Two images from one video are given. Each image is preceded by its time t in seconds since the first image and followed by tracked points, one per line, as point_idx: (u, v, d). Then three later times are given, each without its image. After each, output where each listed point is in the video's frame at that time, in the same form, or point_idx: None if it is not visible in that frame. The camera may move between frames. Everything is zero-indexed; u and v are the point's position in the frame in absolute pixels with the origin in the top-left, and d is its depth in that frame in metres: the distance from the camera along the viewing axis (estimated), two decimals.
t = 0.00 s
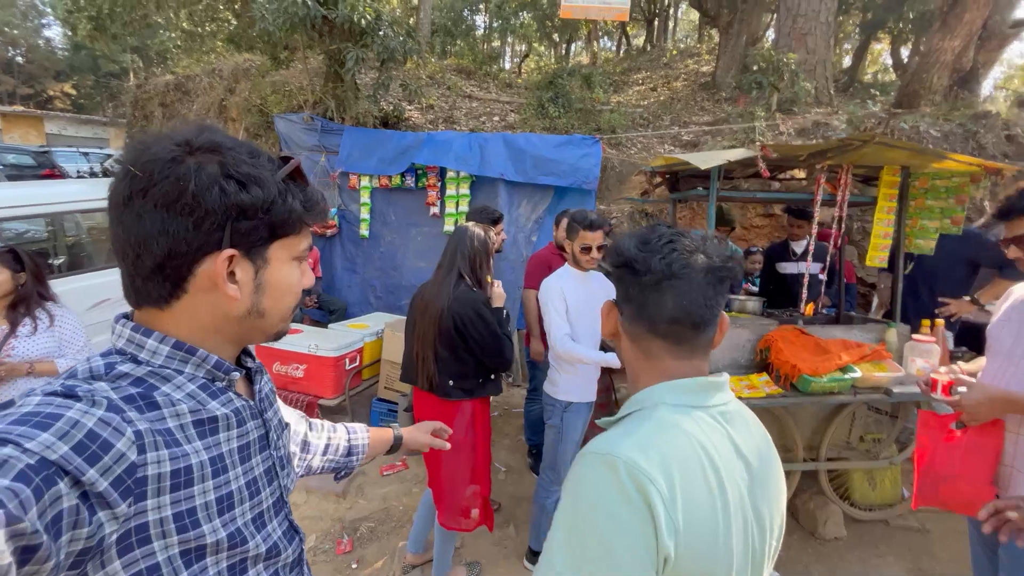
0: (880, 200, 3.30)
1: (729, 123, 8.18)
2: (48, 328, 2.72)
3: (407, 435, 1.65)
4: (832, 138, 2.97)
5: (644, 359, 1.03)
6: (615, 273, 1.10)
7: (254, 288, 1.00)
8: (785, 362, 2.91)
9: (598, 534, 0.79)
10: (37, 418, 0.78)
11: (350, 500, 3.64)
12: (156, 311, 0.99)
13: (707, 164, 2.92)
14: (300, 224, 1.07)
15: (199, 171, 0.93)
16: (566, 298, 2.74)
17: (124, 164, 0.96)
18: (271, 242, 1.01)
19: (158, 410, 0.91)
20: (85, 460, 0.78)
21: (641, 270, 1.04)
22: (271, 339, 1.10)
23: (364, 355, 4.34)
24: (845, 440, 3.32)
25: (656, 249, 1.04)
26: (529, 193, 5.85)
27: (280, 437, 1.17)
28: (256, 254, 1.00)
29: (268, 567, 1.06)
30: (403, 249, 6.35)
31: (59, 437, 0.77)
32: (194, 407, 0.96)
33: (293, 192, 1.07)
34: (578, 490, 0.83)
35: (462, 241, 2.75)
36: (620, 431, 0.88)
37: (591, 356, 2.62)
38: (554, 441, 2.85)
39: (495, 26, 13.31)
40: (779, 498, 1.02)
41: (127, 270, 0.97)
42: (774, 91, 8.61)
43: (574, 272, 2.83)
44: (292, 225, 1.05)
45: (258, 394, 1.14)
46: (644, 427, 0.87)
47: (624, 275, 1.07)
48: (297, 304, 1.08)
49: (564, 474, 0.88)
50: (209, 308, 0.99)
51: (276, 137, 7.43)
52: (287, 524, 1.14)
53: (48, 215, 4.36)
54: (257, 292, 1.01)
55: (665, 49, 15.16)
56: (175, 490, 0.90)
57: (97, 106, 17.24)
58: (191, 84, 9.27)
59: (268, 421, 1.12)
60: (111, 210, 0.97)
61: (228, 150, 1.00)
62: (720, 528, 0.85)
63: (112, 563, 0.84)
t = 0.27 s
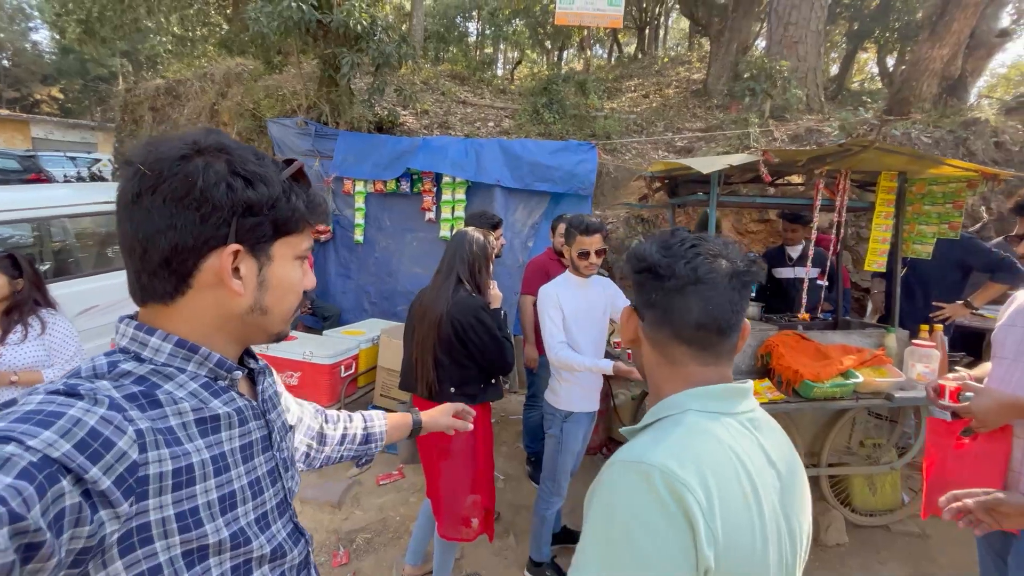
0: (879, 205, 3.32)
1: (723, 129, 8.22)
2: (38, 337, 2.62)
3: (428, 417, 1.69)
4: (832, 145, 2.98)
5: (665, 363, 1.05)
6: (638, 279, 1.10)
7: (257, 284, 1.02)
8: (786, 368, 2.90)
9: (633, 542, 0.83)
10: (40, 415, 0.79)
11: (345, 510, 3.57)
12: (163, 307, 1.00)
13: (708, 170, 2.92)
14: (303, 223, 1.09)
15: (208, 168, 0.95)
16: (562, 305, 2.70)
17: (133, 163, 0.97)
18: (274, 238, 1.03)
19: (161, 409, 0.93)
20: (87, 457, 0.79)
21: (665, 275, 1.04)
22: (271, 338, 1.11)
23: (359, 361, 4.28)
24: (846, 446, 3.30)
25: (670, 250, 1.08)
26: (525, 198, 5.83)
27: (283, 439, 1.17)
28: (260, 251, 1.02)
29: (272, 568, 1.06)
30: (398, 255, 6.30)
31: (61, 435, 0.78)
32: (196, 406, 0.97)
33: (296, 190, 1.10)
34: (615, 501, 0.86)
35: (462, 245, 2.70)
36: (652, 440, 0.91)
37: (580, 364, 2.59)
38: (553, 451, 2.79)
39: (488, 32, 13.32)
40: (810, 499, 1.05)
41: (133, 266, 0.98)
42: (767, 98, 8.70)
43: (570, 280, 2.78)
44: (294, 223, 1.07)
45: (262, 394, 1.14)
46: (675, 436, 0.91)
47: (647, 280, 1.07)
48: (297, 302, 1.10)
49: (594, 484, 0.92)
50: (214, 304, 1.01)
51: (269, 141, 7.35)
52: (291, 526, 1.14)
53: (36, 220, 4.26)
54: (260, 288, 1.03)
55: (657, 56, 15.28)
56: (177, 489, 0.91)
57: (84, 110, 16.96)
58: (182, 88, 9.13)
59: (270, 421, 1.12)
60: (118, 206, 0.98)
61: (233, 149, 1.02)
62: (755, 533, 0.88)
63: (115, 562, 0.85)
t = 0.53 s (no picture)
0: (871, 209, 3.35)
1: (712, 133, 8.29)
2: (25, 339, 2.51)
3: (453, 403, 1.72)
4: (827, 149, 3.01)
5: (689, 369, 1.09)
6: (660, 283, 1.14)
7: (267, 287, 1.02)
8: (782, 371, 2.91)
9: (673, 542, 0.86)
10: (49, 413, 0.78)
11: (336, 518, 3.49)
12: (174, 310, 1.00)
13: (705, 173, 2.92)
14: (312, 228, 1.09)
15: (220, 174, 0.96)
16: (557, 311, 2.67)
17: (150, 169, 0.99)
18: (284, 243, 1.03)
19: (166, 411, 0.91)
20: (93, 457, 0.77)
21: (689, 279, 1.08)
22: (280, 342, 1.11)
23: (350, 365, 4.20)
24: (838, 448, 3.31)
25: (688, 256, 1.12)
26: (517, 201, 5.81)
27: (287, 446, 1.14)
28: (269, 255, 1.01)
29: None
30: (389, 256, 6.22)
31: (70, 433, 0.76)
32: (202, 408, 0.95)
33: (306, 198, 1.09)
34: (657, 504, 0.89)
35: (460, 247, 2.65)
36: (685, 442, 0.96)
37: (570, 370, 2.53)
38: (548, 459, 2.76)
39: (478, 34, 13.28)
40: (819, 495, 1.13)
41: (144, 268, 0.98)
42: (756, 103, 8.82)
43: (565, 284, 2.75)
44: (303, 228, 1.06)
45: (267, 400, 1.11)
46: (707, 438, 0.96)
47: (670, 284, 1.11)
48: (306, 306, 1.10)
49: (630, 487, 0.95)
50: (224, 308, 1.00)
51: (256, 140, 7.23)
52: (290, 535, 1.10)
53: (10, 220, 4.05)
54: (269, 292, 1.02)
55: (645, 61, 15.40)
56: (179, 492, 0.89)
57: (62, 107, 16.51)
58: (165, 85, 8.92)
59: (275, 428, 1.09)
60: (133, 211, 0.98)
61: (246, 156, 1.04)
62: (782, 528, 0.93)
63: (114, 566, 0.82)
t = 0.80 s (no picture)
0: (851, 216, 3.42)
1: (695, 139, 8.42)
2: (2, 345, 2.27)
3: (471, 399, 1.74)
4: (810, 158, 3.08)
5: (691, 379, 1.11)
6: (662, 294, 1.15)
7: (278, 298, 1.04)
8: (768, 374, 2.97)
9: (699, 547, 0.87)
10: (61, 422, 0.80)
11: (323, 525, 3.44)
12: (187, 320, 1.01)
13: (694, 180, 2.97)
14: (323, 239, 1.12)
15: (236, 187, 0.99)
16: (548, 318, 2.68)
17: (165, 184, 1.01)
18: (297, 254, 1.06)
19: (177, 420, 0.92)
20: (103, 466, 0.79)
21: (693, 290, 1.10)
22: (289, 353, 1.12)
23: (336, 370, 4.16)
24: (820, 448, 3.40)
25: (690, 268, 1.14)
26: (504, 204, 5.80)
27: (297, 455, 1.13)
28: (283, 265, 1.03)
29: None
30: (375, 259, 6.16)
31: (81, 443, 0.78)
32: (212, 418, 0.96)
33: (319, 211, 1.13)
34: (678, 511, 0.89)
35: (451, 252, 2.61)
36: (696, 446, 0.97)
37: (559, 379, 2.53)
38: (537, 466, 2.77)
39: (462, 35, 13.23)
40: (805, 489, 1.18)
41: (160, 278, 1.00)
42: (738, 109, 9.00)
43: (557, 291, 2.76)
44: (315, 239, 1.09)
45: (277, 411, 1.11)
46: (717, 441, 0.98)
47: (674, 295, 1.12)
48: (317, 318, 1.12)
49: (648, 495, 0.95)
50: (237, 317, 1.02)
51: (238, 140, 7.10)
52: (299, 547, 1.09)
53: None
54: (281, 302, 1.04)
55: (628, 65, 15.55)
56: (188, 502, 0.90)
57: (29, 102, 15.86)
58: (142, 81, 8.66)
59: (285, 438, 1.09)
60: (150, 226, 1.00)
61: (259, 170, 1.07)
62: (791, 523, 0.98)
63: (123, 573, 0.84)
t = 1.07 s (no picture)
0: (827, 218, 3.53)
1: (678, 139, 8.54)
2: None
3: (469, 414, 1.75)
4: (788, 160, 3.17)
5: (672, 375, 1.15)
6: (644, 296, 1.19)
7: (289, 300, 1.05)
8: (747, 372, 3.05)
9: (688, 534, 0.90)
10: (75, 423, 0.80)
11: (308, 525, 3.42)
12: (198, 322, 1.02)
13: (677, 182, 3.03)
14: (332, 242, 1.13)
15: (248, 191, 1.00)
16: (535, 318, 2.71)
17: (177, 187, 1.02)
18: (307, 257, 1.07)
19: (188, 421, 0.92)
20: (116, 466, 0.80)
21: (673, 293, 1.14)
22: (297, 355, 1.13)
23: (321, 369, 4.12)
24: (797, 443, 3.50)
25: (670, 272, 1.18)
26: (490, 203, 5.81)
27: (304, 458, 1.14)
28: (293, 269, 1.04)
29: None
30: (359, 258, 6.12)
31: (94, 443, 0.79)
32: (222, 419, 0.96)
33: (327, 214, 1.14)
34: (665, 500, 0.93)
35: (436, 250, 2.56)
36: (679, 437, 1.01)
37: (546, 380, 2.56)
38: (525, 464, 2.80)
39: (446, 32, 13.15)
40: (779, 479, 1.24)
41: (173, 281, 1.00)
42: (719, 111, 9.16)
43: (545, 291, 2.79)
44: (324, 242, 1.10)
45: (285, 413, 1.12)
46: (697, 431, 1.02)
47: (656, 298, 1.16)
48: (324, 322, 1.13)
49: (635, 488, 0.98)
50: (248, 320, 1.03)
51: (217, 135, 6.95)
52: (307, 549, 1.10)
53: None
54: (291, 305, 1.05)
55: (612, 65, 15.65)
56: (198, 503, 0.90)
57: None
58: (115, 74, 8.42)
59: (293, 440, 1.09)
60: (162, 229, 1.01)
61: (270, 174, 1.07)
62: (769, 507, 1.02)
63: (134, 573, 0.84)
